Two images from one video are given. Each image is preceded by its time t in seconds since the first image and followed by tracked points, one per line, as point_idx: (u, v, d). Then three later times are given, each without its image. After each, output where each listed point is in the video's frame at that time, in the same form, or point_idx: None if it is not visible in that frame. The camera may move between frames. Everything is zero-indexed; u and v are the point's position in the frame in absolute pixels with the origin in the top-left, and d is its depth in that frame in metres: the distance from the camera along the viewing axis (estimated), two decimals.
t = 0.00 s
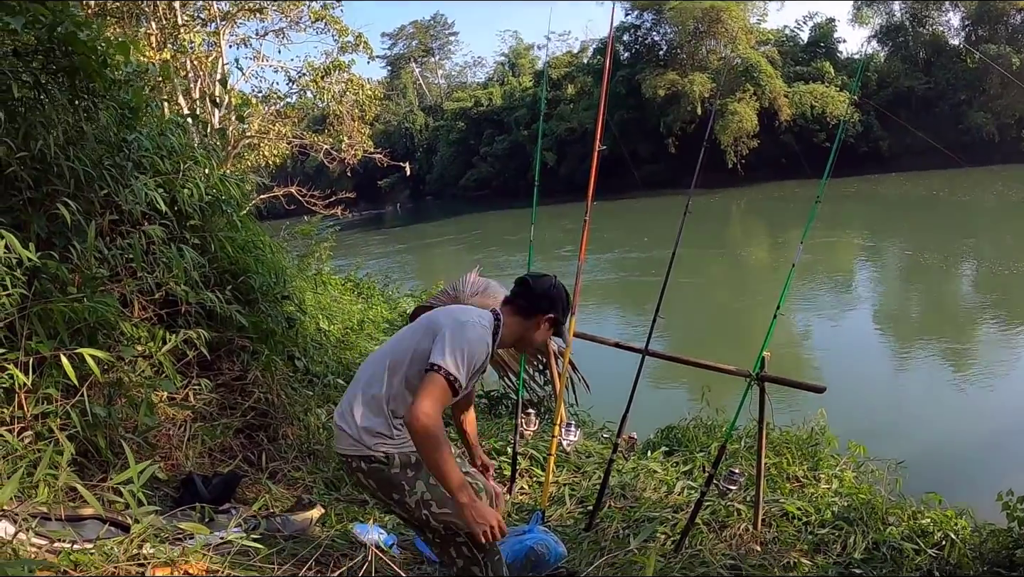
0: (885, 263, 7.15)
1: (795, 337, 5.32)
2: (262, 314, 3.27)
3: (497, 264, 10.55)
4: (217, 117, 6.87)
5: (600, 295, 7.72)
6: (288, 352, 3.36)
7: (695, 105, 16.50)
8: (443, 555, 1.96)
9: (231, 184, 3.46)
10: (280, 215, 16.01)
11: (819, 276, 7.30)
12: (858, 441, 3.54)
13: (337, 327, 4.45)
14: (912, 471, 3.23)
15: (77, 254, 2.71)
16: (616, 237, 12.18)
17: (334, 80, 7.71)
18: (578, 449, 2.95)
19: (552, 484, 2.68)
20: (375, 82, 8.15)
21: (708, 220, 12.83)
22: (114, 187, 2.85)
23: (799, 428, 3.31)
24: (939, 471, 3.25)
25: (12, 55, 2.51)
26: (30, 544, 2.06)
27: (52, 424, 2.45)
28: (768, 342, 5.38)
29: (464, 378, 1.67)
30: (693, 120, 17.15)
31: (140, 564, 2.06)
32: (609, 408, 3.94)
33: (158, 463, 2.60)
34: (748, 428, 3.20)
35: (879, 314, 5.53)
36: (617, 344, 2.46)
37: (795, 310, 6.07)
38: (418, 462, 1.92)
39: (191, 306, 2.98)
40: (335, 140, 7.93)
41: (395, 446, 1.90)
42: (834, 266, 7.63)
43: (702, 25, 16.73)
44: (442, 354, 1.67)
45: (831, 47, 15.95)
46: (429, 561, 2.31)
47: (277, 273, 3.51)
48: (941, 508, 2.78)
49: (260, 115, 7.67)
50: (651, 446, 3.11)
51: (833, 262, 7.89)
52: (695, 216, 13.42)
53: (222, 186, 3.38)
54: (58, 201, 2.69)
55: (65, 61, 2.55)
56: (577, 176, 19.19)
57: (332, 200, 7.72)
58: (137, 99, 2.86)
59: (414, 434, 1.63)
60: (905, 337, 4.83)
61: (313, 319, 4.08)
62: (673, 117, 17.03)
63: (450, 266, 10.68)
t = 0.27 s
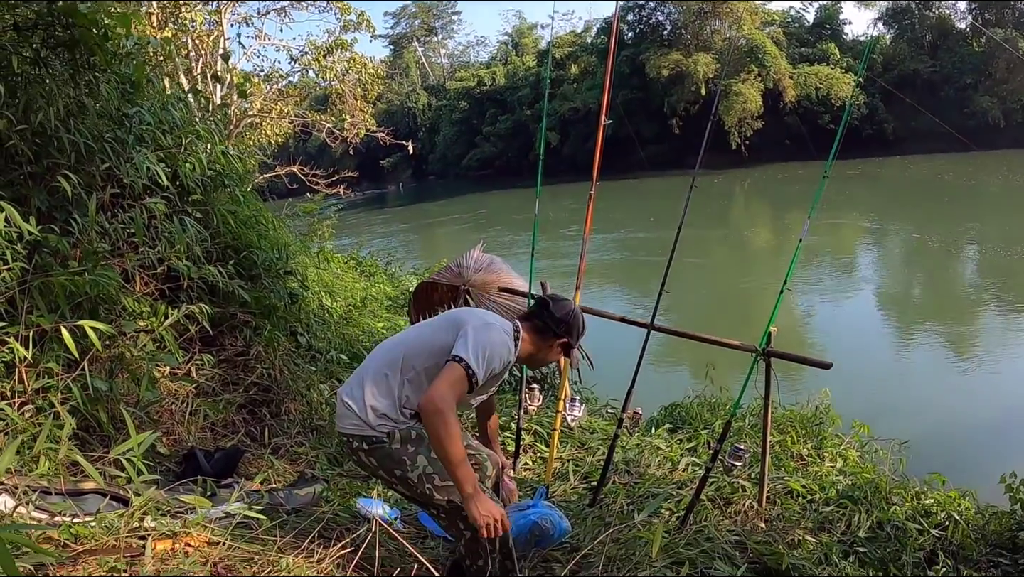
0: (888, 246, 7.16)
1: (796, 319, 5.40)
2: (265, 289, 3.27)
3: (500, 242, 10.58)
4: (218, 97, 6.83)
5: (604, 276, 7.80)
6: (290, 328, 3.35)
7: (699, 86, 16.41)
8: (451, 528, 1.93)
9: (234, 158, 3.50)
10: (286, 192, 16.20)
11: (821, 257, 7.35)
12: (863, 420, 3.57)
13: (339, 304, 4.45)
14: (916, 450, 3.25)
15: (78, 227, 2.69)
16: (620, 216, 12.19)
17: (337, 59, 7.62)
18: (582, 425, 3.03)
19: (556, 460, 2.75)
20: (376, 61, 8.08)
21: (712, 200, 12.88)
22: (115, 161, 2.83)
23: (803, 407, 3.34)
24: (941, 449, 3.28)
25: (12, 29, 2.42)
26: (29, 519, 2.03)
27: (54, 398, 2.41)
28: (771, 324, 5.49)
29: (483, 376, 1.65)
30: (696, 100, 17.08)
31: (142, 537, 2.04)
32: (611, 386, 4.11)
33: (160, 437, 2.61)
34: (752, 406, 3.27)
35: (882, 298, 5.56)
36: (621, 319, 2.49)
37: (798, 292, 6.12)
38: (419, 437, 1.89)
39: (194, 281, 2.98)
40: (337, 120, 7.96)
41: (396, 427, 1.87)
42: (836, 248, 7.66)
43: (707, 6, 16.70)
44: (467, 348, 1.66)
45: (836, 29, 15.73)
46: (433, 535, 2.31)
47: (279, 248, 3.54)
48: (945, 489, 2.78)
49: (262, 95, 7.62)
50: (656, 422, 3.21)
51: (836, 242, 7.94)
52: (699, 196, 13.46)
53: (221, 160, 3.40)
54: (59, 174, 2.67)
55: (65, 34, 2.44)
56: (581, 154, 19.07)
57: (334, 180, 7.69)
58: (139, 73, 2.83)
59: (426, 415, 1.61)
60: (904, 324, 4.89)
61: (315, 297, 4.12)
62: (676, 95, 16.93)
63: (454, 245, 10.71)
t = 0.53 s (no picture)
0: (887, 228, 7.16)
1: (796, 298, 5.42)
2: (263, 265, 3.26)
3: (500, 220, 10.60)
4: (215, 72, 6.80)
5: (604, 253, 7.85)
6: (288, 303, 3.35)
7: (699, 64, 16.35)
8: (451, 501, 1.89)
9: (230, 133, 3.50)
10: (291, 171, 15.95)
11: (820, 237, 7.37)
12: (861, 399, 3.60)
13: (337, 280, 4.45)
14: (914, 430, 3.27)
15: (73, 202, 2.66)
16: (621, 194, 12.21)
17: (334, 36, 7.57)
18: (581, 401, 3.12)
19: (555, 435, 2.83)
20: (373, 39, 8.02)
21: (712, 179, 12.89)
22: (110, 135, 2.79)
23: (801, 386, 3.39)
24: (938, 430, 3.29)
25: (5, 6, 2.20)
26: (25, 493, 1.98)
27: (49, 373, 2.38)
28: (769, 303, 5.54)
29: (487, 351, 1.63)
30: (697, 78, 16.96)
31: (138, 511, 2.01)
32: (608, 364, 4.24)
33: (156, 412, 2.60)
34: (750, 382, 3.37)
35: (881, 280, 5.56)
36: (619, 295, 2.53)
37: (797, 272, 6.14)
38: (419, 409, 1.85)
39: (190, 256, 2.97)
40: (335, 96, 7.94)
41: (397, 399, 1.84)
42: (835, 228, 7.66)
43: None
44: (472, 323, 1.63)
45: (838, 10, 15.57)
46: (431, 510, 2.30)
47: (276, 224, 3.53)
48: (941, 468, 2.78)
49: (259, 72, 7.59)
50: (655, 399, 3.30)
51: (835, 221, 7.95)
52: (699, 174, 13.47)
53: (219, 134, 3.38)
54: (54, 148, 2.63)
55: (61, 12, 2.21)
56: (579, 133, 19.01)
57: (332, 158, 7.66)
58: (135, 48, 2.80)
59: (429, 388, 1.59)
60: (902, 307, 4.89)
61: (313, 273, 4.12)
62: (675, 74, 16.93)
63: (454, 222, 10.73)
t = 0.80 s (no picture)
0: (888, 217, 7.15)
1: (796, 288, 5.41)
2: (261, 253, 3.26)
3: (500, 208, 10.59)
4: (214, 59, 6.77)
5: (603, 242, 7.86)
6: (286, 292, 3.35)
7: (699, 53, 16.30)
8: (450, 489, 1.87)
9: (228, 120, 3.49)
10: (289, 161, 15.90)
11: (820, 226, 7.37)
12: (860, 389, 3.61)
13: (336, 268, 4.45)
14: (912, 420, 3.28)
15: (70, 190, 2.65)
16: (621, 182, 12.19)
17: (333, 24, 7.54)
18: (580, 389, 3.13)
19: (553, 424, 2.84)
20: (372, 27, 7.98)
21: (713, 168, 12.89)
22: (108, 123, 2.78)
23: (800, 375, 3.40)
24: (936, 421, 3.30)
25: None
26: (20, 483, 1.97)
27: (47, 361, 2.37)
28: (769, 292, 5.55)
29: (489, 339, 1.61)
30: (697, 67, 16.91)
31: (135, 500, 2.00)
32: (608, 351, 4.25)
33: (154, 400, 2.60)
34: (750, 372, 3.38)
35: (881, 269, 5.56)
36: (618, 283, 2.54)
37: (797, 261, 6.15)
38: (418, 397, 1.84)
39: (188, 244, 2.96)
40: (335, 85, 7.93)
41: (397, 386, 1.83)
42: (836, 217, 7.66)
43: None
44: (474, 310, 1.61)
45: None
46: (430, 499, 2.29)
47: (274, 212, 3.53)
48: (940, 459, 2.77)
49: (259, 60, 7.58)
50: (655, 388, 3.31)
51: (836, 210, 7.95)
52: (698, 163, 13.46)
53: (216, 122, 3.37)
54: (51, 136, 2.61)
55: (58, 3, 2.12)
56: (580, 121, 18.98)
57: (332, 147, 7.65)
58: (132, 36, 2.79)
59: (431, 376, 1.57)
60: (902, 297, 4.87)
61: (312, 260, 4.12)
62: (676, 63, 16.89)
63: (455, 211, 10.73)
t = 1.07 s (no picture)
0: (888, 217, 7.15)
1: (794, 287, 5.40)
2: (259, 250, 3.25)
3: (500, 207, 10.57)
4: (213, 56, 6.76)
5: (603, 240, 7.86)
6: (285, 289, 3.36)
7: (699, 51, 16.28)
8: (450, 488, 1.86)
9: (227, 117, 3.47)
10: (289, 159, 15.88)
11: (820, 225, 7.37)
12: (859, 388, 3.61)
13: (335, 266, 4.45)
14: (912, 418, 3.28)
15: (68, 188, 2.64)
16: (621, 182, 12.18)
17: (333, 21, 7.53)
18: (579, 387, 3.14)
19: (552, 422, 2.85)
20: (372, 24, 7.96)
21: (713, 167, 12.88)
22: (106, 120, 2.77)
23: (800, 374, 3.40)
24: (936, 420, 3.30)
25: None
26: (18, 480, 1.97)
27: (44, 359, 2.37)
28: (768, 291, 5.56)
29: (489, 339, 1.61)
30: (697, 65, 16.90)
31: (132, 498, 2.00)
32: (606, 349, 4.26)
33: (152, 398, 2.60)
34: (749, 370, 3.38)
35: (880, 268, 5.56)
36: (618, 280, 2.54)
37: (797, 260, 6.15)
38: (416, 397, 1.84)
39: (187, 242, 2.95)
40: (334, 82, 7.92)
41: (395, 387, 1.82)
42: (836, 217, 7.65)
43: None
44: (472, 311, 1.60)
45: None
46: (428, 496, 2.29)
47: (272, 210, 3.53)
48: (939, 458, 2.77)
49: (258, 58, 7.57)
50: (654, 386, 3.31)
51: (836, 210, 7.95)
52: (698, 162, 13.46)
53: (215, 119, 3.37)
54: (49, 133, 2.61)
55: None
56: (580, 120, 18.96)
57: (331, 145, 7.64)
58: (131, 34, 2.79)
59: (431, 378, 1.57)
60: (901, 296, 4.87)
61: (310, 257, 4.11)
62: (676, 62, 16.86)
63: (455, 209, 10.72)
